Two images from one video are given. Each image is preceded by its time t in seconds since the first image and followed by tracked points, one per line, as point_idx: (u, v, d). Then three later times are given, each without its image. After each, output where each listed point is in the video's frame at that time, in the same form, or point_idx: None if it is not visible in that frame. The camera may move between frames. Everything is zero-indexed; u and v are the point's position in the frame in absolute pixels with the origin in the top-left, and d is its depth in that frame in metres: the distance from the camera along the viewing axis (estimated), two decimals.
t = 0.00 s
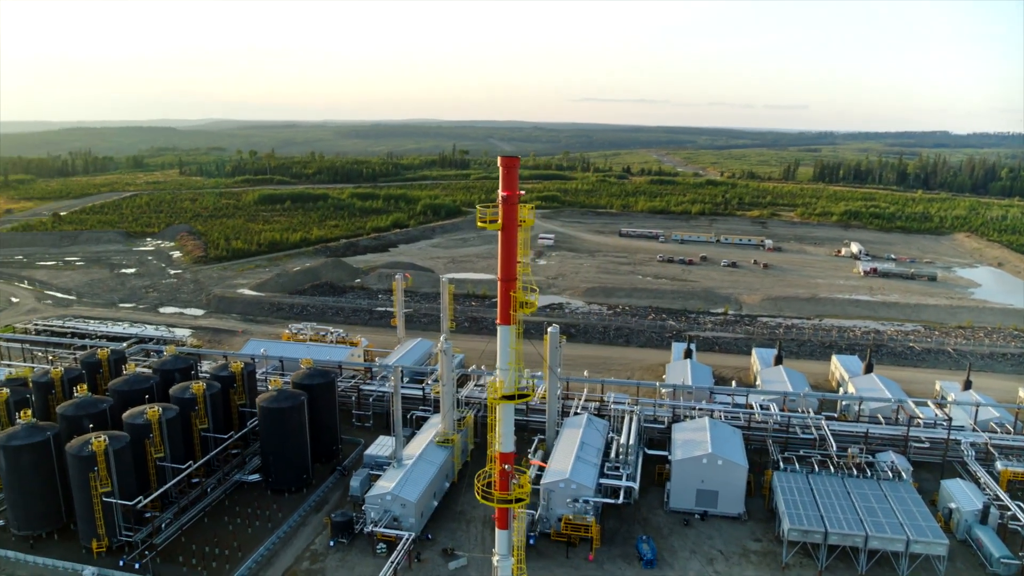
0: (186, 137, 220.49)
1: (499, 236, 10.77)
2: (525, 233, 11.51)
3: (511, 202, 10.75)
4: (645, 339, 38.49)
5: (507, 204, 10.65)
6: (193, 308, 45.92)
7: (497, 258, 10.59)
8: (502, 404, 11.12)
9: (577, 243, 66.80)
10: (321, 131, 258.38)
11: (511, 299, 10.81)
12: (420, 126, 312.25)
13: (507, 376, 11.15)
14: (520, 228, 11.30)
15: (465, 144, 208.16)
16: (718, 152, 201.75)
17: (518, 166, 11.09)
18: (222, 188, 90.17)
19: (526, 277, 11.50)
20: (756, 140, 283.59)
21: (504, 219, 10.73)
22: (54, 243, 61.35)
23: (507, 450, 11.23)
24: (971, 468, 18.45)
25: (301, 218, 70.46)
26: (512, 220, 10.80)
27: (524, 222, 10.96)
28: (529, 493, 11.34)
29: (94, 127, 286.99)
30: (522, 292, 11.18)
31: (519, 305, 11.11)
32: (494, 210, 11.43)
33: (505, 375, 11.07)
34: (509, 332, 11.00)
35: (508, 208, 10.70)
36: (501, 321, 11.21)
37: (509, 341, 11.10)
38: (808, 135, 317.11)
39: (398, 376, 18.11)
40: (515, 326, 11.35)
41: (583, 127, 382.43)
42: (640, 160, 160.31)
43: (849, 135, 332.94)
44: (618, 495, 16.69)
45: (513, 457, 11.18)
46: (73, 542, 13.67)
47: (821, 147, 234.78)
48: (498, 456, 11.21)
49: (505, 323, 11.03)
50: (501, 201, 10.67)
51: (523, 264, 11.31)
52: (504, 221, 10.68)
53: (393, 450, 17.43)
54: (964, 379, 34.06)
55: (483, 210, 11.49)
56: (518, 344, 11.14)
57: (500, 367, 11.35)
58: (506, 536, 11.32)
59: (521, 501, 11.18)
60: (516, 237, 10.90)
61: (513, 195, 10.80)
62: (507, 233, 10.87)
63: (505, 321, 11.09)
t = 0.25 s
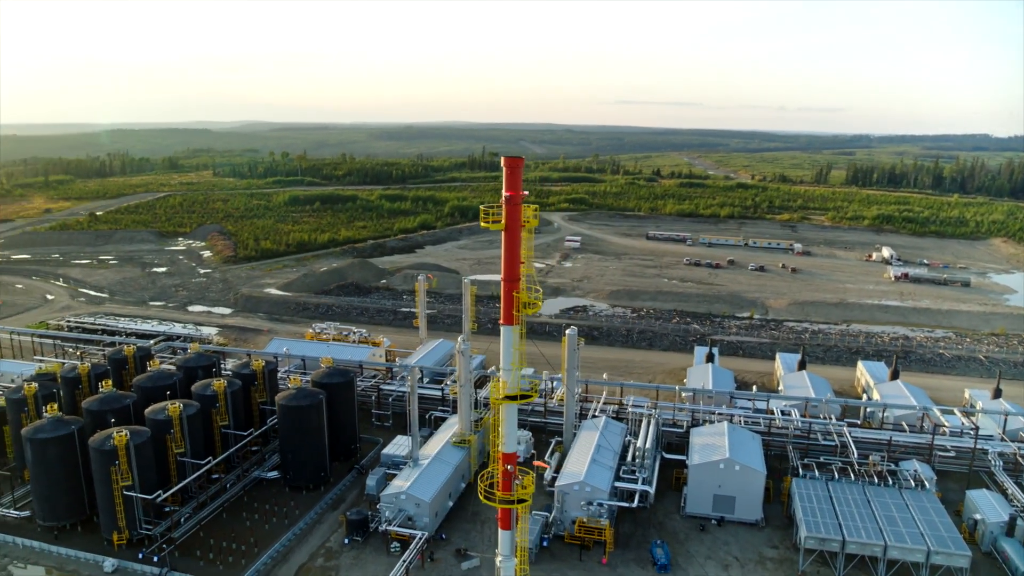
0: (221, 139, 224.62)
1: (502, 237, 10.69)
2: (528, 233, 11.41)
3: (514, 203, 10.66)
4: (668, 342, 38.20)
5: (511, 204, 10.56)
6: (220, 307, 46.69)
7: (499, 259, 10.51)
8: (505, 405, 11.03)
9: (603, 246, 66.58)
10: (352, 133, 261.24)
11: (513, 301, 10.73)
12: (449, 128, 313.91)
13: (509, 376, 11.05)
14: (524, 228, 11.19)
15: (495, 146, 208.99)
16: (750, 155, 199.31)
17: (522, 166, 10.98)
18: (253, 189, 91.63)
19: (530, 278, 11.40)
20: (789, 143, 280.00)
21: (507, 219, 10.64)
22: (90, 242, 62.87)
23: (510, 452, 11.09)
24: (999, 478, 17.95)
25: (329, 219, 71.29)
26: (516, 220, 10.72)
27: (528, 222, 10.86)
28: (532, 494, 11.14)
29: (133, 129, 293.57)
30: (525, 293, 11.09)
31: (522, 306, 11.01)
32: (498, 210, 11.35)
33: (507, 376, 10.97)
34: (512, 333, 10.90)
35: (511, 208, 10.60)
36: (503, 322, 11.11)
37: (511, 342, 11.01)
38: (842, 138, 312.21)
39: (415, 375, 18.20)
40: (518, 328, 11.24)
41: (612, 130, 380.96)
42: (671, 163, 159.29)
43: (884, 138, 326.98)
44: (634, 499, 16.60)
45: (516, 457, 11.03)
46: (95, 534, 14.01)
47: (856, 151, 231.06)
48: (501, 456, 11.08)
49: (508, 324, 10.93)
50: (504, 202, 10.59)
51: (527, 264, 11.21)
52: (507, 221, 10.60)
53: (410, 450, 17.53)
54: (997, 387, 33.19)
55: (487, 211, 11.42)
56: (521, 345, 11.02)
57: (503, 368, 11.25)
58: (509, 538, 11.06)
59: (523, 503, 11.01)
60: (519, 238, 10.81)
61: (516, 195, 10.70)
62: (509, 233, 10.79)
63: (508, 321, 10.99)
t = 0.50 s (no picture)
0: (256, 141, 228.21)
1: (506, 237, 10.74)
2: (532, 233, 11.43)
3: (517, 203, 10.69)
4: (691, 346, 37.84)
5: (513, 204, 10.58)
6: (247, 306, 47.38)
7: (502, 259, 10.55)
8: (508, 404, 11.11)
9: (630, 249, 66.28)
10: (382, 135, 263.73)
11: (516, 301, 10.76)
12: (478, 130, 314.85)
13: (512, 376, 11.09)
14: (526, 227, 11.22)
15: (524, 149, 209.52)
16: (783, 158, 196.55)
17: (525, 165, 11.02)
18: (284, 190, 92.93)
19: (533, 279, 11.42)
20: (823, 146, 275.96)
21: (510, 220, 10.65)
22: (123, 241, 64.24)
23: (513, 451, 11.11)
24: None
25: (357, 220, 71.97)
26: (519, 221, 10.76)
27: (531, 223, 10.90)
28: (535, 494, 11.14)
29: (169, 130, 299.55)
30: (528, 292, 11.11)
31: (525, 305, 11.04)
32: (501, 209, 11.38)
33: (510, 375, 11.05)
34: (514, 333, 10.95)
35: (514, 208, 10.62)
36: (506, 321, 11.14)
37: (514, 341, 11.07)
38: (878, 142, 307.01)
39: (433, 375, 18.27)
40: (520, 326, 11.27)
41: (641, 132, 379.07)
42: (702, 166, 158.07)
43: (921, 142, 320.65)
44: (649, 503, 16.50)
45: (518, 457, 11.06)
46: (116, 527, 14.32)
47: (891, 154, 226.82)
48: (504, 456, 11.12)
49: (510, 323, 10.98)
50: (507, 202, 10.62)
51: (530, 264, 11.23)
52: (510, 222, 10.64)
53: (425, 450, 17.64)
54: None
55: (490, 210, 11.43)
56: (523, 344, 11.08)
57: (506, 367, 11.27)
58: (511, 538, 11.05)
59: (526, 502, 11.01)
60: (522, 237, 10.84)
61: (518, 196, 10.73)
62: (513, 233, 10.82)
63: (510, 321, 11.04)
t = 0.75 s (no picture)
0: (286, 142, 231.50)
1: (507, 237, 10.81)
2: (533, 234, 11.49)
3: (518, 204, 10.75)
4: (713, 349, 37.49)
5: (515, 204, 10.65)
6: (271, 305, 48.01)
7: (503, 258, 10.64)
8: (508, 404, 11.08)
9: (654, 251, 65.88)
10: (409, 137, 265.88)
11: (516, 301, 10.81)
12: (506, 132, 315.50)
13: (512, 376, 11.11)
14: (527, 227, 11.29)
15: (551, 151, 209.46)
16: (814, 161, 193.68)
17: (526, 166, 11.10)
18: (311, 191, 94.06)
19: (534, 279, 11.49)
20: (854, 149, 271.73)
21: (511, 220, 10.72)
22: (153, 241, 65.50)
23: (514, 451, 11.14)
24: None
25: (382, 222, 72.52)
26: (520, 221, 10.82)
27: (532, 223, 10.95)
28: (536, 494, 11.16)
29: (202, 132, 304.89)
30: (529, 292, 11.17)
31: (525, 305, 11.09)
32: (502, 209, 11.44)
33: (510, 374, 11.05)
34: (514, 332, 10.96)
35: (515, 208, 10.68)
36: (507, 321, 11.19)
37: (514, 341, 11.08)
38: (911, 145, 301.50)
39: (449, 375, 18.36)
40: (520, 326, 11.30)
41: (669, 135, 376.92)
42: (731, 169, 156.45)
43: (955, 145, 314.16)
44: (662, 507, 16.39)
45: (519, 457, 11.08)
46: (135, 520, 14.62)
47: (925, 157, 222.47)
48: (505, 456, 11.15)
49: (511, 323, 11.00)
50: (508, 203, 10.71)
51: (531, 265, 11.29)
52: (511, 222, 10.71)
53: (440, 450, 17.72)
54: None
55: (492, 210, 11.51)
56: (523, 344, 11.11)
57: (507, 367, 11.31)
58: (511, 537, 11.07)
59: (526, 503, 11.03)
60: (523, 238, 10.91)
61: (519, 196, 10.80)
62: (514, 233, 10.89)
63: (511, 320, 11.07)
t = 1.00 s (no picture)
0: (315, 144, 234.43)
1: (505, 236, 10.85)
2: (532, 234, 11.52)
3: (516, 203, 10.78)
4: (732, 353, 37.14)
5: (513, 203, 10.70)
6: (293, 305, 48.55)
7: (501, 257, 10.68)
8: (507, 403, 11.08)
9: (676, 254, 65.49)
10: (435, 139, 267.60)
11: (515, 300, 10.84)
12: (531, 134, 315.72)
13: (511, 375, 11.11)
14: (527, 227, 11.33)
15: (576, 153, 209.44)
16: (843, 164, 190.77)
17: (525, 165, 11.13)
18: (336, 192, 95.03)
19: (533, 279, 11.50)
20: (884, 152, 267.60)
21: (510, 219, 10.77)
22: (180, 240, 66.63)
23: (513, 450, 11.13)
24: None
25: (404, 223, 72.98)
26: (518, 220, 10.86)
27: (530, 222, 10.98)
28: (535, 495, 11.13)
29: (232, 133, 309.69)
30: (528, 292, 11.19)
31: (524, 305, 11.11)
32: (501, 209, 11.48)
33: (509, 374, 11.03)
34: (514, 331, 10.96)
35: (514, 208, 10.74)
36: (506, 321, 11.22)
37: (513, 341, 11.08)
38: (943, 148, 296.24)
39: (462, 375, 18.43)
40: (519, 326, 11.32)
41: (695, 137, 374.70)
42: (758, 171, 155.07)
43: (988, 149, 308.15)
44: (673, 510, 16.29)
45: (518, 457, 11.06)
46: (150, 514, 14.90)
47: (958, 160, 218.22)
48: (503, 455, 11.15)
49: (509, 323, 11.00)
50: (506, 202, 10.76)
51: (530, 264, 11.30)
52: (509, 221, 10.74)
53: (452, 450, 17.80)
54: None
55: (491, 210, 11.56)
56: (522, 344, 11.12)
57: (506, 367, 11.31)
58: (510, 538, 11.04)
59: (525, 503, 11.00)
60: (522, 238, 10.94)
61: (517, 195, 10.83)
62: (512, 233, 10.93)
63: (510, 320, 11.06)
